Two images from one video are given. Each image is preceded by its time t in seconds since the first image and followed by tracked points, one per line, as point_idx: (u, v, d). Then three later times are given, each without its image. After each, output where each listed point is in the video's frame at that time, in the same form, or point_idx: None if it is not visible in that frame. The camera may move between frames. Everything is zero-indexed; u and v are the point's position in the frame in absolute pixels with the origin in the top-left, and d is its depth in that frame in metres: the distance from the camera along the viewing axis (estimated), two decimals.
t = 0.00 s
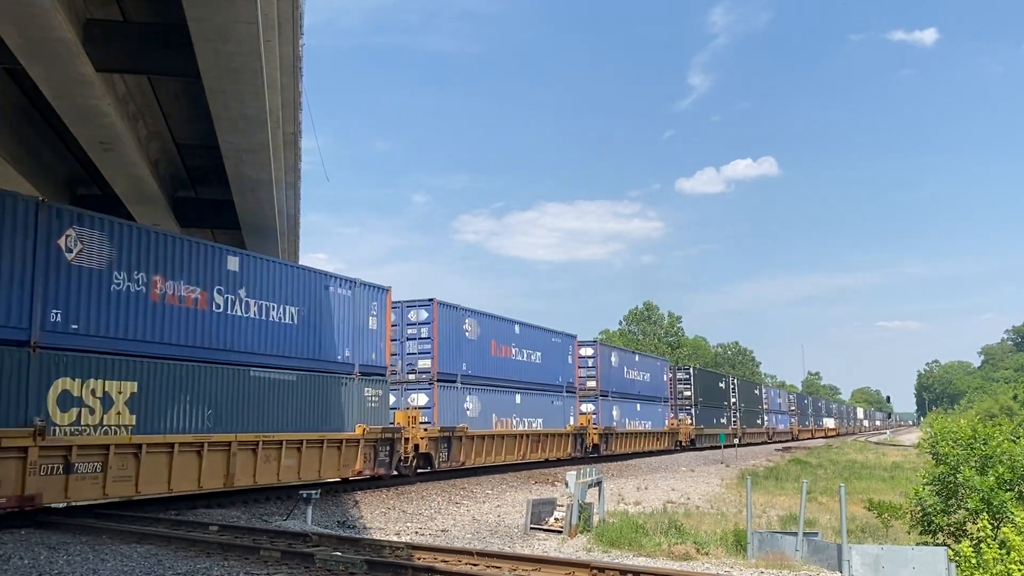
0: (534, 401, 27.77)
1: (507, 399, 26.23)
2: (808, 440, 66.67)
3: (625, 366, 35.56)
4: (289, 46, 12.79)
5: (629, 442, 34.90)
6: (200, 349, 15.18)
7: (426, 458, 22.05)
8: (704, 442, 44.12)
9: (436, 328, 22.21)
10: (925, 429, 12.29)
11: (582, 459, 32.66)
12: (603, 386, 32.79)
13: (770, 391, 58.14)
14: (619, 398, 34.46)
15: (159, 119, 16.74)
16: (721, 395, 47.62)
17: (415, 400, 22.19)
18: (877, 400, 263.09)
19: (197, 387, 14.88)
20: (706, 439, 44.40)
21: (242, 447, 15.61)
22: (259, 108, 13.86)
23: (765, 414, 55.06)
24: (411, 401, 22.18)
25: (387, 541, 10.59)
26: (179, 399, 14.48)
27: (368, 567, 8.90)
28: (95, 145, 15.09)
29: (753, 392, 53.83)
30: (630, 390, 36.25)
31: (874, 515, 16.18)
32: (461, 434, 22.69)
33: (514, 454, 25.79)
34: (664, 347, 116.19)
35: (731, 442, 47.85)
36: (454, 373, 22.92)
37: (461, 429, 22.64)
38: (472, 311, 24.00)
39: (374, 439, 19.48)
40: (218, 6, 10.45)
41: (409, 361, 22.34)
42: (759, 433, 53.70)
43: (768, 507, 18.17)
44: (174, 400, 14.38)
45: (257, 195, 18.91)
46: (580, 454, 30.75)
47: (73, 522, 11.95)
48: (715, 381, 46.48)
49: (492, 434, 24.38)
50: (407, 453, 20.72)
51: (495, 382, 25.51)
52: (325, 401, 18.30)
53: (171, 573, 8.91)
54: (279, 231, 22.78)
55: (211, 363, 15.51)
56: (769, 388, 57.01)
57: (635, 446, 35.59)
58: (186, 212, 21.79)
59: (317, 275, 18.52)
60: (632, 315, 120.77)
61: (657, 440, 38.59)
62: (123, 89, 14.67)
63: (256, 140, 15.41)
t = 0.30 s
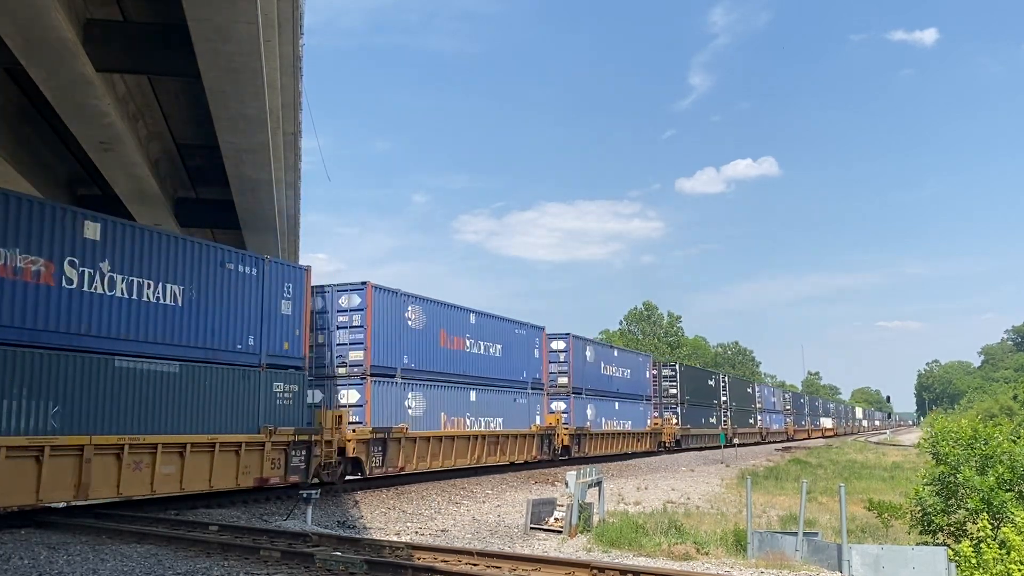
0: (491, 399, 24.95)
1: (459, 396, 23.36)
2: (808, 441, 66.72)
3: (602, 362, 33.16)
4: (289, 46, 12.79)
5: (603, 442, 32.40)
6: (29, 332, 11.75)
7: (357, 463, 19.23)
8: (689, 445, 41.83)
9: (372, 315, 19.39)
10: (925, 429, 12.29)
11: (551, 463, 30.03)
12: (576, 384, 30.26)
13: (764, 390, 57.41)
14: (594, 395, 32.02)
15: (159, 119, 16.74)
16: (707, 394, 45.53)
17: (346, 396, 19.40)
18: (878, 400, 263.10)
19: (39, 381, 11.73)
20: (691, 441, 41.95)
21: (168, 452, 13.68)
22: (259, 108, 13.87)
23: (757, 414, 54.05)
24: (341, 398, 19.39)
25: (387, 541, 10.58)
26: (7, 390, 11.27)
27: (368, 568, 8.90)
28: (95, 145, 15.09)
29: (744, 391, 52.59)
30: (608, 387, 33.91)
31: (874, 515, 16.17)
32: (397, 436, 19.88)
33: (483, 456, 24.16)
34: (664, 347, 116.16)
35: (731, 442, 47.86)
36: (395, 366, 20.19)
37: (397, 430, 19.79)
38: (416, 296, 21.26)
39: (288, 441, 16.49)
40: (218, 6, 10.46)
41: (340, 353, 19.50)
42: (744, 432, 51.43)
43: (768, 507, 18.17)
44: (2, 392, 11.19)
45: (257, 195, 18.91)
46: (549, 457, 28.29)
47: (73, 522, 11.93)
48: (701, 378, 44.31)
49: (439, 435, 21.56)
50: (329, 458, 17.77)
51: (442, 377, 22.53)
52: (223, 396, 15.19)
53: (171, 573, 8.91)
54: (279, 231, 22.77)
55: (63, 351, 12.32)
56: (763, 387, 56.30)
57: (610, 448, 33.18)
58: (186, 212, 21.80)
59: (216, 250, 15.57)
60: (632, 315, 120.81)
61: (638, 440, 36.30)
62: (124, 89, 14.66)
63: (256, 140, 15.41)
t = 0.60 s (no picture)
0: (445, 395, 22.31)
1: (400, 392, 20.66)
2: (807, 441, 66.80)
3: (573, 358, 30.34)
4: (289, 46, 12.79)
5: (574, 443, 29.64)
6: None
7: (264, 471, 16.49)
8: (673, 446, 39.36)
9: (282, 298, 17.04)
10: (925, 428, 12.30)
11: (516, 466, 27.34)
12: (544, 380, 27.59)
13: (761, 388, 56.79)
14: (565, 392, 29.36)
15: (159, 119, 16.74)
16: (694, 391, 43.26)
17: (253, 393, 16.94)
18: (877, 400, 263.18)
19: None
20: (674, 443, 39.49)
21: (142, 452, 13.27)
22: (259, 108, 13.87)
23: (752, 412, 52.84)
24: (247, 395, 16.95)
25: (387, 541, 10.58)
26: None
27: (368, 568, 8.90)
28: (95, 145, 15.08)
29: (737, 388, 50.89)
30: (583, 385, 31.32)
31: (874, 515, 16.17)
32: (314, 439, 17.29)
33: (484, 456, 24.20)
34: (663, 347, 116.15)
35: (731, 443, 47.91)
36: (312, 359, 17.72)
37: (313, 432, 17.21)
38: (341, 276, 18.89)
39: (166, 445, 13.66)
40: (218, 6, 10.46)
41: (251, 343, 17.17)
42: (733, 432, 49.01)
43: (768, 507, 18.18)
44: None
45: (258, 195, 18.91)
46: (509, 460, 25.69)
47: (73, 522, 11.94)
48: (687, 375, 42.03)
49: (368, 436, 18.94)
50: (223, 465, 14.91)
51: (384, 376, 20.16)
52: (75, 391, 12.39)
53: (171, 573, 8.91)
54: (279, 230, 22.78)
55: None
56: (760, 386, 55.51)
57: (583, 449, 30.49)
58: (186, 212, 21.80)
59: (64, 214, 12.66)
60: (632, 315, 120.83)
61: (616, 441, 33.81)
62: (124, 89, 14.66)
63: (256, 140, 15.41)
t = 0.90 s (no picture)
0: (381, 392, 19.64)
1: (324, 387, 17.88)
2: (807, 441, 66.85)
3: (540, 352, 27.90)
4: (289, 46, 12.79)
5: (540, 446, 26.85)
6: None
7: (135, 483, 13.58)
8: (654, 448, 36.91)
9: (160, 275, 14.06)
10: (926, 429, 12.30)
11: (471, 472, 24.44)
12: (504, 375, 25.13)
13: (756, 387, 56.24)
14: (529, 389, 26.90)
15: (159, 120, 16.73)
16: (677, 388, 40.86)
17: (124, 389, 13.93)
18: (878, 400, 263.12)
19: None
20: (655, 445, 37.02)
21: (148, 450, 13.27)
22: (259, 108, 13.87)
23: (742, 411, 51.46)
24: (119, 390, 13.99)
25: (387, 541, 10.58)
26: None
27: (368, 568, 8.89)
28: (95, 145, 15.08)
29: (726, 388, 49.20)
30: (552, 382, 28.76)
31: (874, 516, 16.18)
32: (203, 442, 14.30)
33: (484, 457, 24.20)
34: (664, 347, 116.19)
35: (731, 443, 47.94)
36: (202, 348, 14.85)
37: (200, 433, 14.23)
38: (241, 253, 15.98)
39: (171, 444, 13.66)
40: (219, 7, 10.47)
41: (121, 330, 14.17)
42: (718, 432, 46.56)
43: (768, 507, 18.18)
44: None
45: (257, 195, 18.90)
46: (461, 465, 22.85)
47: (73, 522, 11.94)
48: (670, 372, 39.65)
49: (274, 439, 15.96)
50: (72, 475, 12.14)
51: (368, 370, 19.44)
52: None
53: (171, 573, 8.91)
54: (279, 231, 22.77)
55: None
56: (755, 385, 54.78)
57: (553, 453, 27.84)
58: (186, 212, 21.80)
59: None
60: (632, 316, 120.89)
61: (591, 443, 31.34)
62: (124, 89, 14.66)
63: (256, 140, 15.40)
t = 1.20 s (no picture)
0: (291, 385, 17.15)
1: (217, 381, 15.32)
2: (806, 441, 66.94)
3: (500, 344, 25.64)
4: (289, 46, 12.79)
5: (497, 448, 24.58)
6: None
7: None
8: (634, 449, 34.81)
9: None
10: (926, 429, 12.29)
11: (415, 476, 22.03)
12: (456, 370, 22.90)
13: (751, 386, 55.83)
14: (483, 386, 24.63)
15: (159, 120, 16.75)
16: (658, 386, 38.92)
17: None
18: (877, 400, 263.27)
19: None
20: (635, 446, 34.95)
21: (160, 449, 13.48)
22: (259, 108, 13.87)
23: (732, 412, 50.08)
24: None
25: (387, 541, 10.59)
26: None
27: (368, 568, 8.89)
28: (95, 145, 15.08)
29: (716, 386, 47.84)
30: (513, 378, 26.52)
31: (874, 516, 16.19)
32: (42, 444, 11.46)
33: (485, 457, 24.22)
34: (664, 347, 116.25)
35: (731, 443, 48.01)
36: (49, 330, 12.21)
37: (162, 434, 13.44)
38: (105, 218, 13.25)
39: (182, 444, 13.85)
40: (219, 7, 10.46)
41: None
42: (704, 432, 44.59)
43: (768, 507, 18.20)
44: None
45: (257, 195, 18.89)
46: (399, 470, 20.20)
47: (73, 522, 11.95)
48: (649, 368, 37.72)
49: (145, 439, 13.14)
50: None
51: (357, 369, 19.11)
52: None
53: (172, 573, 8.92)
54: (279, 231, 22.77)
55: None
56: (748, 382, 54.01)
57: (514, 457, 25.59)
58: (186, 212, 21.80)
59: None
60: (632, 316, 120.95)
61: (559, 445, 29.09)
62: (124, 89, 14.66)
63: (256, 140, 15.40)
